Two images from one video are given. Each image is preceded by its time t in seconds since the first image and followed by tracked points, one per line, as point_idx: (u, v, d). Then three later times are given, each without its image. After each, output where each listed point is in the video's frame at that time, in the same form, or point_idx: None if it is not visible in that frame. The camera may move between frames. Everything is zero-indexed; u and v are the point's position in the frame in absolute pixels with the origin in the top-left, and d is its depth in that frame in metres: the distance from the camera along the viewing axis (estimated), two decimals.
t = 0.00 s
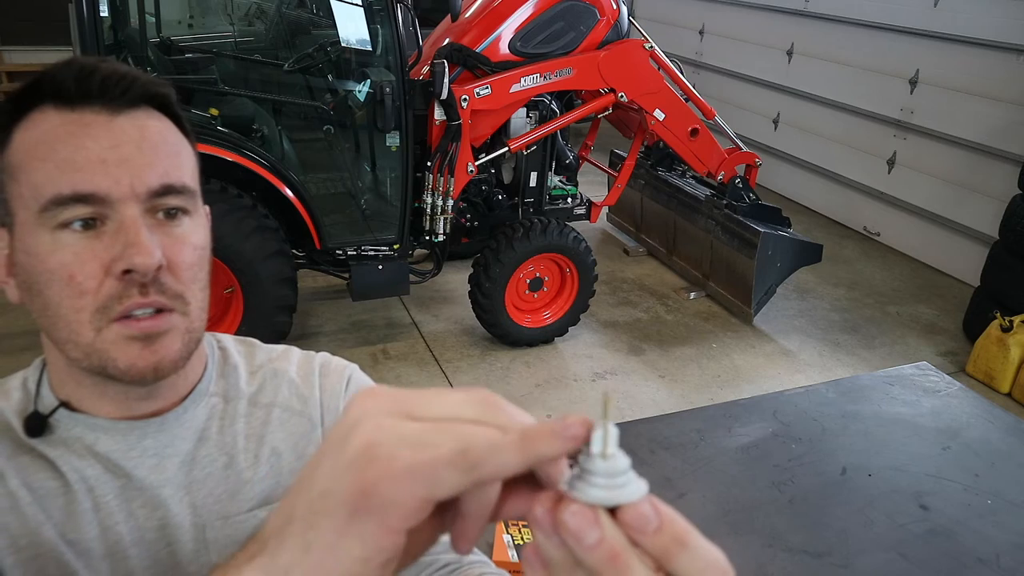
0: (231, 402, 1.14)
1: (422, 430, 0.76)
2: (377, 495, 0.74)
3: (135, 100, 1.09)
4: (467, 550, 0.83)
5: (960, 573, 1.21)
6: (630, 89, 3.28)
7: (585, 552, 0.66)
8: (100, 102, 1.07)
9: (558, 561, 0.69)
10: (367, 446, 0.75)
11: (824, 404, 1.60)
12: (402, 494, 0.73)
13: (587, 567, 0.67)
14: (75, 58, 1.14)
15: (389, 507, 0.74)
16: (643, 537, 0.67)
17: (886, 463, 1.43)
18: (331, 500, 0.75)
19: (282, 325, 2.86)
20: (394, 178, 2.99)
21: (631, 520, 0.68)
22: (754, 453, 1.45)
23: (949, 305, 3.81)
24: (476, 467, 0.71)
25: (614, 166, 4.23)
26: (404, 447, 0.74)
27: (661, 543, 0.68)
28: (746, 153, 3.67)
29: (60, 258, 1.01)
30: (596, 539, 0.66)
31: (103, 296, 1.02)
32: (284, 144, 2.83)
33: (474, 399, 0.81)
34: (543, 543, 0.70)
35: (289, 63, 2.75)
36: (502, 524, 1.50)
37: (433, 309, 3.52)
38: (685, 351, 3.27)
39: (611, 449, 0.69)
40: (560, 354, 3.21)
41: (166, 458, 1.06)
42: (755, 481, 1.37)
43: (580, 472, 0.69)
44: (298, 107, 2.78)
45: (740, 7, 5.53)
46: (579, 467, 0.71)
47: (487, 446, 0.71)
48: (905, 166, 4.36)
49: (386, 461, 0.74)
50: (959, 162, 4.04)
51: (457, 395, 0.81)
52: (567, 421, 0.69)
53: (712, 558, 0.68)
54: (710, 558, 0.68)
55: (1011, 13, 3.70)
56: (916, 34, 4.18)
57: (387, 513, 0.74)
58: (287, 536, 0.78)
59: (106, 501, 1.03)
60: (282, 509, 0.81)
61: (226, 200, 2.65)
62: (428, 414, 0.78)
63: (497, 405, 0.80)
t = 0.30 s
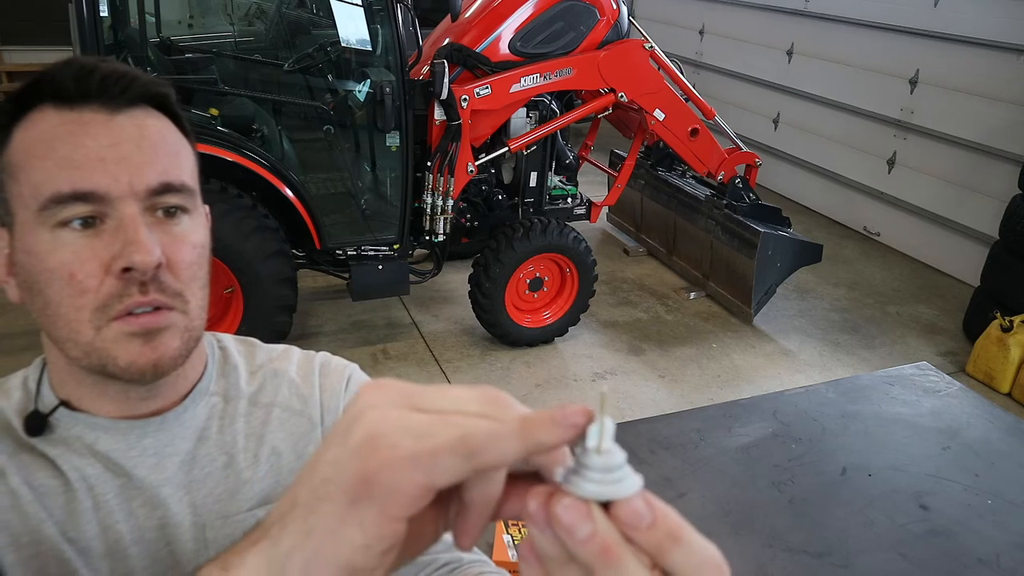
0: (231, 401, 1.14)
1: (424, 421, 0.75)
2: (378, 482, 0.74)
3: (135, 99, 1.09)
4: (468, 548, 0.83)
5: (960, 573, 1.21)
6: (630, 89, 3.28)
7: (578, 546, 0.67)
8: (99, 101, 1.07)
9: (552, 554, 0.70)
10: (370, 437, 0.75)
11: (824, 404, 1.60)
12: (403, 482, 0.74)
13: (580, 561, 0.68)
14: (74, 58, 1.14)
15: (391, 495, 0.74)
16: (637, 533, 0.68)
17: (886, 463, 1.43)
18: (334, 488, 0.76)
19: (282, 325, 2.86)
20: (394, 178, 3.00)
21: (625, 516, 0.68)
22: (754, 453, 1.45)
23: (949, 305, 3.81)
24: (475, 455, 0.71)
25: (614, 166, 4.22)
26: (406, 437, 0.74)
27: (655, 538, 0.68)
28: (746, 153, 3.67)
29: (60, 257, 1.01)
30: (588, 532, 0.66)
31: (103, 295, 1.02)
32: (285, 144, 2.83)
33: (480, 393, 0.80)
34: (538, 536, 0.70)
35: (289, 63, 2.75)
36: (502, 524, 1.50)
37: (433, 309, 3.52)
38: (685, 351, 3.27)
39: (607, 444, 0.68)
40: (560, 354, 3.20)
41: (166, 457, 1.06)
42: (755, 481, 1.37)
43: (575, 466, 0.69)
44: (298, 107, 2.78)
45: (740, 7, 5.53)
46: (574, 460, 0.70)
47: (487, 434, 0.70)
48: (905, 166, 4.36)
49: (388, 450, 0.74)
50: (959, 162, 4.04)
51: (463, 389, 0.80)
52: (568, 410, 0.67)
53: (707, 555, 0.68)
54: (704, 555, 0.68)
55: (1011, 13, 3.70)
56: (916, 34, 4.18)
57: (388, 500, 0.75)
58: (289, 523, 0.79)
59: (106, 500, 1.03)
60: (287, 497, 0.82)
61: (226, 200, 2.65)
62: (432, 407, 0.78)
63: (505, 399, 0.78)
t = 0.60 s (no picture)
0: (230, 401, 1.14)
1: (423, 416, 0.75)
2: (371, 473, 0.73)
3: (131, 99, 1.09)
4: (465, 549, 0.82)
5: (960, 573, 1.21)
6: (630, 89, 3.28)
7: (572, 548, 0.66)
8: (96, 101, 1.07)
9: (546, 555, 0.69)
10: (369, 427, 0.75)
11: (825, 404, 1.60)
12: (395, 474, 0.73)
13: (575, 563, 0.67)
14: (71, 58, 1.14)
15: (381, 485, 0.73)
16: (631, 535, 0.67)
17: (885, 463, 1.43)
18: (326, 476, 0.75)
19: (282, 325, 2.86)
20: (394, 178, 3.00)
21: (620, 519, 0.67)
22: (754, 453, 1.45)
23: (949, 306, 3.81)
24: (465, 450, 0.71)
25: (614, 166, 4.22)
26: (404, 430, 0.74)
27: (649, 541, 0.68)
28: (746, 153, 3.67)
29: (57, 257, 1.01)
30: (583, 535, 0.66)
31: (100, 295, 1.01)
32: (285, 144, 2.83)
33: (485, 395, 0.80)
34: (532, 538, 0.70)
35: (289, 63, 2.75)
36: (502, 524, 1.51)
37: (433, 309, 3.52)
38: (685, 351, 3.27)
39: (599, 448, 0.68)
40: (560, 353, 3.20)
41: (164, 457, 1.06)
42: (755, 482, 1.37)
43: (569, 469, 0.69)
44: (298, 107, 2.78)
45: (740, 7, 5.53)
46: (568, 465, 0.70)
47: (477, 429, 0.71)
48: (905, 166, 4.36)
49: (384, 441, 0.74)
50: (959, 162, 4.04)
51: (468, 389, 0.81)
52: (560, 411, 0.66)
53: (700, 557, 0.69)
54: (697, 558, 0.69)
55: (1011, 13, 3.70)
56: (916, 34, 4.18)
57: (379, 491, 0.74)
58: (283, 511, 0.79)
59: (104, 499, 1.03)
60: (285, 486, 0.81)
61: (226, 200, 2.65)
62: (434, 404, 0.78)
63: (509, 398, 0.77)
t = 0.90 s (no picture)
0: (229, 399, 1.14)
1: (419, 415, 0.76)
2: (364, 472, 0.73)
3: (130, 99, 1.09)
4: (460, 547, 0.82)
5: (960, 573, 1.21)
6: (630, 89, 3.28)
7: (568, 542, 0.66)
8: (94, 101, 1.07)
9: (543, 552, 0.70)
10: (364, 425, 0.75)
11: (825, 404, 1.60)
12: (388, 474, 0.72)
13: (572, 560, 0.67)
14: (70, 58, 1.13)
15: (374, 486, 0.73)
16: (627, 530, 0.67)
17: (886, 462, 1.43)
18: (319, 476, 0.75)
19: (282, 325, 2.86)
20: (394, 178, 2.99)
21: (616, 513, 0.67)
22: (754, 453, 1.45)
23: (949, 306, 3.81)
24: (459, 450, 0.71)
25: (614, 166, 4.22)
26: (400, 427, 0.74)
27: (645, 536, 0.67)
28: (746, 153, 3.66)
29: (57, 255, 1.01)
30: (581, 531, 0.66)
31: (99, 294, 1.01)
32: (285, 144, 2.83)
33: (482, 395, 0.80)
34: (529, 535, 0.70)
35: (289, 63, 2.75)
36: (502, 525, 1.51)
37: (433, 309, 3.52)
38: (685, 351, 3.27)
39: (597, 442, 0.69)
40: (560, 354, 3.21)
41: (163, 455, 1.06)
42: (754, 481, 1.37)
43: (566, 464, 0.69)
44: (298, 107, 2.78)
45: (740, 7, 5.52)
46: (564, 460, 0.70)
47: (471, 430, 0.71)
48: (905, 166, 4.36)
49: (378, 438, 0.74)
50: (959, 162, 4.04)
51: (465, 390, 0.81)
52: (554, 413, 0.67)
53: (696, 552, 0.68)
54: (693, 555, 0.68)
55: (1011, 13, 3.70)
56: (916, 34, 4.17)
57: (372, 490, 0.73)
58: (279, 509, 0.79)
59: (104, 497, 1.03)
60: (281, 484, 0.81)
61: (226, 200, 2.65)
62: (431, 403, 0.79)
63: (507, 399, 0.78)
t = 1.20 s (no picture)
0: (229, 399, 1.14)
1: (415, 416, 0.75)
2: (359, 475, 0.73)
3: (131, 98, 1.09)
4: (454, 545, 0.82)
5: (960, 573, 1.21)
6: (629, 89, 3.28)
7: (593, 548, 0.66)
8: (96, 100, 1.07)
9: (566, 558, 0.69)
10: (359, 427, 0.74)
11: (825, 404, 1.60)
12: (383, 477, 0.72)
13: (598, 564, 0.67)
14: (72, 57, 1.13)
15: (370, 490, 0.73)
16: (649, 526, 0.68)
17: (885, 462, 1.43)
18: (315, 481, 0.74)
19: (282, 325, 2.85)
20: (394, 178, 3.00)
21: (637, 512, 0.68)
22: (754, 453, 1.45)
23: (950, 306, 3.81)
24: (455, 451, 0.71)
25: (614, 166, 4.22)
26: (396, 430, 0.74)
27: (663, 532, 0.69)
28: (746, 153, 3.67)
29: (57, 253, 1.01)
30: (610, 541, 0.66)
31: (100, 291, 1.01)
32: (285, 144, 2.83)
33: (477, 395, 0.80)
34: (552, 540, 0.69)
35: (289, 63, 2.74)
36: (502, 525, 1.51)
37: (433, 309, 3.52)
38: (685, 351, 3.27)
39: (611, 446, 0.69)
40: (560, 353, 3.20)
41: (163, 454, 1.06)
42: (754, 481, 1.37)
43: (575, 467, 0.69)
44: (298, 107, 2.78)
45: (740, 7, 5.52)
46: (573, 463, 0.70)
47: (467, 430, 0.71)
48: (905, 166, 4.35)
49: (374, 441, 0.73)
50: (959, 162, 4.04)
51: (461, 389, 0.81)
52: (547, 410, 0.68)
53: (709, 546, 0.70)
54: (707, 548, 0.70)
55: (1011, 13, 3.70)
56: (916, 34, 4.17)
57: (368, 493, 0.73)
58: (278, 509, 0.78)
59: (104, 496, 1.03)
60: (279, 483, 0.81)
61: (226, 200, 2.65)
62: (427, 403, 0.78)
63: (500, 397, 0.79)
